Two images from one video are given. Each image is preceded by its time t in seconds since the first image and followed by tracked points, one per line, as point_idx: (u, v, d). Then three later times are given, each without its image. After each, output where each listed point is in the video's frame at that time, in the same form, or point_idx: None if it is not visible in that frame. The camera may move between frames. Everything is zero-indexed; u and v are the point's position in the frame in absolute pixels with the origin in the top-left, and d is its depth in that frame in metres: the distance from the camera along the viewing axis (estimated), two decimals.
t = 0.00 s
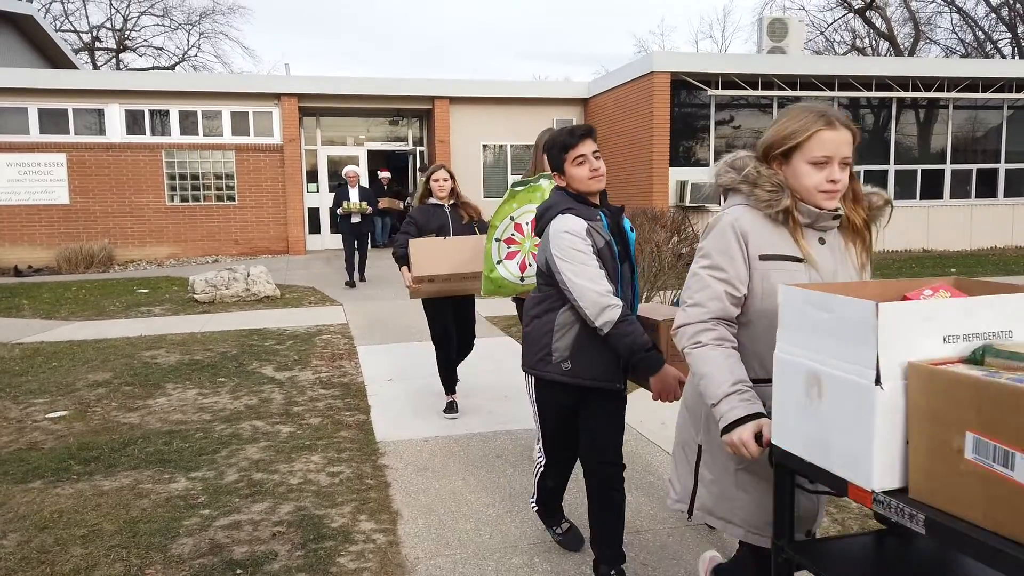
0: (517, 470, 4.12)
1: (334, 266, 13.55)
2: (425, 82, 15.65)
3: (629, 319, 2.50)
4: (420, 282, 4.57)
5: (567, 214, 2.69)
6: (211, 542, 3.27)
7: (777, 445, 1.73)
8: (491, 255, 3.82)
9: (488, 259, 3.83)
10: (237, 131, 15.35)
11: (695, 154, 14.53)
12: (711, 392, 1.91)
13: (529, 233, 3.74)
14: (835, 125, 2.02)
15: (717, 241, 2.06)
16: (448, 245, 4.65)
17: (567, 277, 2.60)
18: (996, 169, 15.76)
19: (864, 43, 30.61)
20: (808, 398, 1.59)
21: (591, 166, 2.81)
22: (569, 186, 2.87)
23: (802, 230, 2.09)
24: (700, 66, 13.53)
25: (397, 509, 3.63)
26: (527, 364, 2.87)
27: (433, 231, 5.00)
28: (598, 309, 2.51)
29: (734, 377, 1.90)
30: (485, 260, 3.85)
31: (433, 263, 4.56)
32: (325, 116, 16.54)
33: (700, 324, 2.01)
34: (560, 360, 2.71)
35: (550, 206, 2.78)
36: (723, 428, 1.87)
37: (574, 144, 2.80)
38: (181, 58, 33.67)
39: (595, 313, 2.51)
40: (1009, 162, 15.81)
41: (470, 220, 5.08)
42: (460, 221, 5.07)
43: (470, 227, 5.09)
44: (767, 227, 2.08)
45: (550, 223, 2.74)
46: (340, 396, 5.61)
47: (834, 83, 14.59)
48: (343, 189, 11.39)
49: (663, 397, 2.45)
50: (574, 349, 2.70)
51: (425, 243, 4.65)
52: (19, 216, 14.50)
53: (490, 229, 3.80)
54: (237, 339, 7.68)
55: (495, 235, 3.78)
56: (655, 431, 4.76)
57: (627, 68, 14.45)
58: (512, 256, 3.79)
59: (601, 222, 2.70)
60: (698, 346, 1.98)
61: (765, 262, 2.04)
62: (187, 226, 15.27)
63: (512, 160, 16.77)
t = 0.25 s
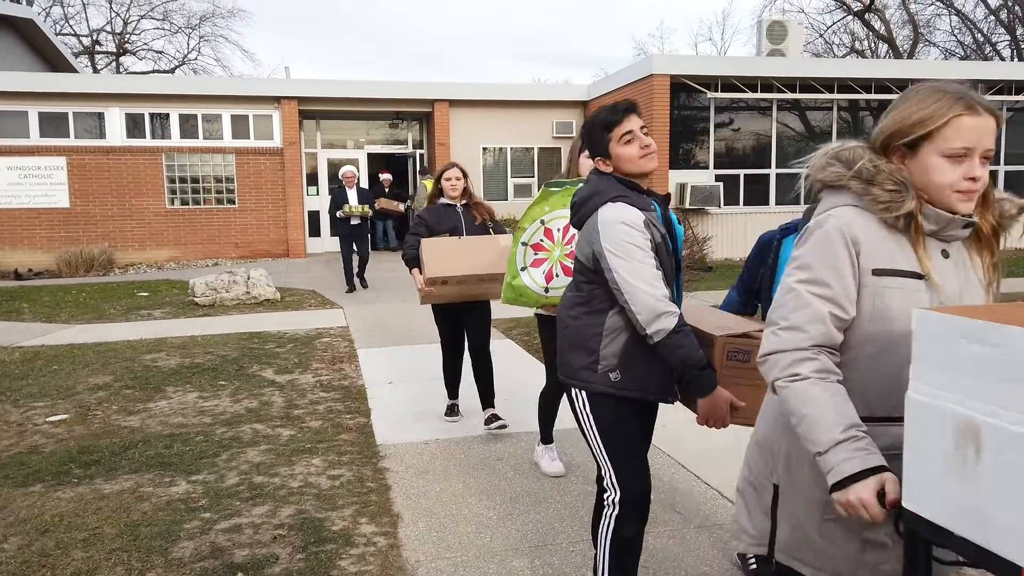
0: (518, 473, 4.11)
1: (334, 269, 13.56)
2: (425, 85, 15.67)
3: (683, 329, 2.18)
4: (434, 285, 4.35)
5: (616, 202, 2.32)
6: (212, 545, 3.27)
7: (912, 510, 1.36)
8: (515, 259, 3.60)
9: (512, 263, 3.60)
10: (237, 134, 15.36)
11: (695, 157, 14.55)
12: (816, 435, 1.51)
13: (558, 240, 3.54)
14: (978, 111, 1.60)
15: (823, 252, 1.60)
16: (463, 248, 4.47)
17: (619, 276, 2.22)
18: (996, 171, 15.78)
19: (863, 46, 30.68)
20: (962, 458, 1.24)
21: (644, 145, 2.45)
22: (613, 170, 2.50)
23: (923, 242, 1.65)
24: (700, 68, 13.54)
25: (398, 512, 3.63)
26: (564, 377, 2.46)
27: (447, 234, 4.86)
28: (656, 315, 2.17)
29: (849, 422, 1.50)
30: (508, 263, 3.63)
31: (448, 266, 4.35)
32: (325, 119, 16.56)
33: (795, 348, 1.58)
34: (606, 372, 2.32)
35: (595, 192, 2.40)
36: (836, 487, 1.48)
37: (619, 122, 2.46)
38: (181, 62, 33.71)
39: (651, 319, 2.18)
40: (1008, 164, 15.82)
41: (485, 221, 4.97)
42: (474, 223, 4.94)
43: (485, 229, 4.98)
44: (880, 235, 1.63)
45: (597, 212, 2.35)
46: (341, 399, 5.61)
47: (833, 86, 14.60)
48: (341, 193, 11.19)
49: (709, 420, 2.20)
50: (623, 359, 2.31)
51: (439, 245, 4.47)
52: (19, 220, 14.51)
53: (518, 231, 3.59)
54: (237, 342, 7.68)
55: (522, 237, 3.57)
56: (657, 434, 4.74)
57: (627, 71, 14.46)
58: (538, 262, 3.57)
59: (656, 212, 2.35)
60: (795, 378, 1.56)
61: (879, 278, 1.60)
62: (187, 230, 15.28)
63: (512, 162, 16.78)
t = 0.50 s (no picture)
0: (518, 476, 4.12)
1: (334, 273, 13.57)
2: (424, 88, 15.69)
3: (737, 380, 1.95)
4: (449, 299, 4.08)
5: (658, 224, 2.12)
6: (213, 549, 3.27)
7: None
8: (543, 267, 3.55)
9: (540, 271, 3.55)
10: (237, 138, 15.38)
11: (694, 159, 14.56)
12: (989, 509, 1.34)
13: (588, 243, 3.47)
14: None
15: (974, 263, 1.43)
16: (482, 259, 4.19)
17: (663, 310, 2.03)
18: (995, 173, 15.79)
19: (861, 48, 30.72)
20: None
21: (684, 161, 2.23)
22: (652, 183, 2.29)
23: None
24: (699, 71, 13.56)
25: (399, 515, 3.63)
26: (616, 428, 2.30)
27: (464, 240, 4.51)
28: (700, 360, 1.96)
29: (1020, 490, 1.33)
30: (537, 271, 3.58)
31: (465, 279, 4.08)
32: (325, 123, 16.58)
33: (953, 394, 1.40)
34: (655, 425, 2.13)
35: (632, 210, 2.19)
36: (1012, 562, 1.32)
37: (663, 127, 2.24)
38: (180, 66, 33.69)
39: (694, 366, 1.97)
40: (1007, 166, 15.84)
41: (506, 227, 4.60)
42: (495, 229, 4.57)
43: (507, 234, 4.60)
44: None
45: (635, 235, 2.15)
46: (341, 403, 5.61)
47: (832, 88, 14.62)
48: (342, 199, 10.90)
49: (767, 476, 1.97)
50: (671, 411, 2.11)
51: (458, 255, 4.19)
52: (19, 225, 14.51)
53: (545, 237, 3.55)
54: (237, 346, 7.68)
55: (548, 244, 3.52)
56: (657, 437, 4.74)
57: (626, 74, 14.48)
58: (568, 268, 3.48)
59: (701, 232, 2.13)
60: (952, 434, 1.40)
61: None
62: (187, 234, 15.29)
63: (512, 166, 16.79)
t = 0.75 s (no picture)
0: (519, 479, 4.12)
1: (334, 277, 13.57)
2: (424, 92, 15.71)
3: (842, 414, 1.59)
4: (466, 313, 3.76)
5: (719, 222, 1.70)
6: (214, 554, 3.27)
7: None
8: (578, 283, 3.25)
9: (574, 287, 3.26)
10: (236, 142, 15.39)
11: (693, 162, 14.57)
12: None
13: (627, 254, 3.13)
14: None
15: None
16: (502, 269, 3.87)
17: (723, 325, 1.64)
18: (994, 175, 15.81)
19: (860, 51, 30.78)
20: None
21: (764, 147, 1.79)
22: (716, 174, 1.86)
23: None
24: (698, 74, 13.58)
25: (400, 519, 3.63)
26: (653, 454, 1.91)
27: (482, 247, 4.15)
28: (778, 395, 1.59)
29: None
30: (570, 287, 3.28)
31: (483, 291, 3.76)
32: (325, 127, 16.60)
33: None
34: (709, 459, 1.74)
35: (686, 206, 1.78)
36: None
37: (738, 107, 1.78)
38: (179, 71, 33.72)
39: (772, 401, 1.60)
40: (1005, 168, 15.86)
41: (527, 231, 4.24)
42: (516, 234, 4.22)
43: (528, 241, 4.25)
44: None
45: (688, 234, 1.74)
46: (342, 407, 5.61)
47: (831, 91, 14.65)
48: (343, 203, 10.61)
49: (873, 524, 1.64)
50: (727, 441, 1.72)
51: (475, 265, 3.87)
52: (19, 229, 14.52)
53: (581, 249, 3.27)
54: (237, 350, 7.68)
55: (584, 257, 3.24)
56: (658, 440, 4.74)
57: (625, 77, 14.50)
58: (605, 283, 3.17)
59: (771, 233, 1.71)
60: None
61: None
62: (187, 238, 15.30)
63: (511, 169, 16.81)
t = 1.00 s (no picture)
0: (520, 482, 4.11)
1: (334, 280, 13.57)
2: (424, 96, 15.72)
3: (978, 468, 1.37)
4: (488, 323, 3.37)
5: (820, 224, 1.46)
6: (216, 557, 3.27)
7: None
8: (636, 301, 2.74)
9: (631, 306, 2.75)
10: (237, 146, 15.41)
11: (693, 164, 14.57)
12: None
13: (694, 268, 2.63)
14: None
15: None
16: (528, 278, 3.49)
17: (820, 352, 1.41)
18: (994, 177, 15.82)
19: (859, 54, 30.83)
20: None
21: (878, 132, 1.53)
22: (815, 165, 1.61)
23: None
24: (698, 77, 13.59)
25: (401, 522, 3.63)
26: (728, 510, 1.71)
27: (501, 255, 3.74)
28: (879, 434, 1.37)
29: None
30: (625, 306, 2.78)
31: (507, 300, 3.37)
32: (325, 130, 16.62)
33: None
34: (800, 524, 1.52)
35: (778, 203, 1.54)
36: None
37: (844, 82, 1.53)
38: (180, 75, 33.74)
39: (871, 443, 1.38)
40: (1005, 169, 15.88)
41: (551, 238, 3.83)
42: (538, 240, 3.81)
43: (552, 248, 3.83)
44: None
45: (776, 238, 1.52)
46: (343, 410, 5.61)
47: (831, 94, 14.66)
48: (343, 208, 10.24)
49: None
50: (822, 503, 1.50)
51: (499, 272, 3.47)
52: (19, 233, 14.52)
53: (642, 263, 2.75)
54: (238, 354, 7.67)
55: (646, 273, 2.73)
56: (659, 442, 4.74)
57: (625, 80, 14.51)
58: (669, 301, 2.65)
59: (884, 239, 1.48)
60: None
61: None
62: (187, 242, 15.31)
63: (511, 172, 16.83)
